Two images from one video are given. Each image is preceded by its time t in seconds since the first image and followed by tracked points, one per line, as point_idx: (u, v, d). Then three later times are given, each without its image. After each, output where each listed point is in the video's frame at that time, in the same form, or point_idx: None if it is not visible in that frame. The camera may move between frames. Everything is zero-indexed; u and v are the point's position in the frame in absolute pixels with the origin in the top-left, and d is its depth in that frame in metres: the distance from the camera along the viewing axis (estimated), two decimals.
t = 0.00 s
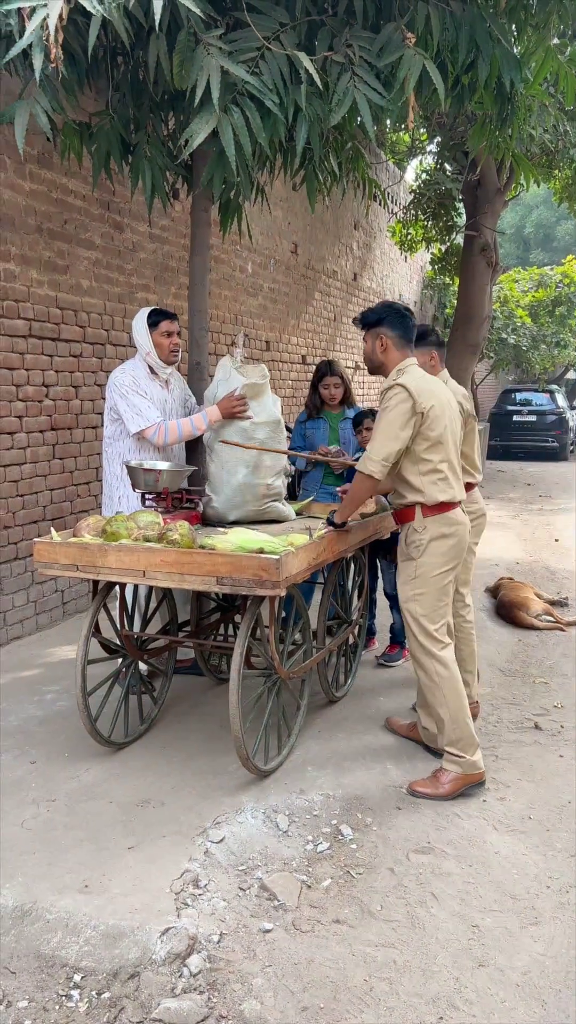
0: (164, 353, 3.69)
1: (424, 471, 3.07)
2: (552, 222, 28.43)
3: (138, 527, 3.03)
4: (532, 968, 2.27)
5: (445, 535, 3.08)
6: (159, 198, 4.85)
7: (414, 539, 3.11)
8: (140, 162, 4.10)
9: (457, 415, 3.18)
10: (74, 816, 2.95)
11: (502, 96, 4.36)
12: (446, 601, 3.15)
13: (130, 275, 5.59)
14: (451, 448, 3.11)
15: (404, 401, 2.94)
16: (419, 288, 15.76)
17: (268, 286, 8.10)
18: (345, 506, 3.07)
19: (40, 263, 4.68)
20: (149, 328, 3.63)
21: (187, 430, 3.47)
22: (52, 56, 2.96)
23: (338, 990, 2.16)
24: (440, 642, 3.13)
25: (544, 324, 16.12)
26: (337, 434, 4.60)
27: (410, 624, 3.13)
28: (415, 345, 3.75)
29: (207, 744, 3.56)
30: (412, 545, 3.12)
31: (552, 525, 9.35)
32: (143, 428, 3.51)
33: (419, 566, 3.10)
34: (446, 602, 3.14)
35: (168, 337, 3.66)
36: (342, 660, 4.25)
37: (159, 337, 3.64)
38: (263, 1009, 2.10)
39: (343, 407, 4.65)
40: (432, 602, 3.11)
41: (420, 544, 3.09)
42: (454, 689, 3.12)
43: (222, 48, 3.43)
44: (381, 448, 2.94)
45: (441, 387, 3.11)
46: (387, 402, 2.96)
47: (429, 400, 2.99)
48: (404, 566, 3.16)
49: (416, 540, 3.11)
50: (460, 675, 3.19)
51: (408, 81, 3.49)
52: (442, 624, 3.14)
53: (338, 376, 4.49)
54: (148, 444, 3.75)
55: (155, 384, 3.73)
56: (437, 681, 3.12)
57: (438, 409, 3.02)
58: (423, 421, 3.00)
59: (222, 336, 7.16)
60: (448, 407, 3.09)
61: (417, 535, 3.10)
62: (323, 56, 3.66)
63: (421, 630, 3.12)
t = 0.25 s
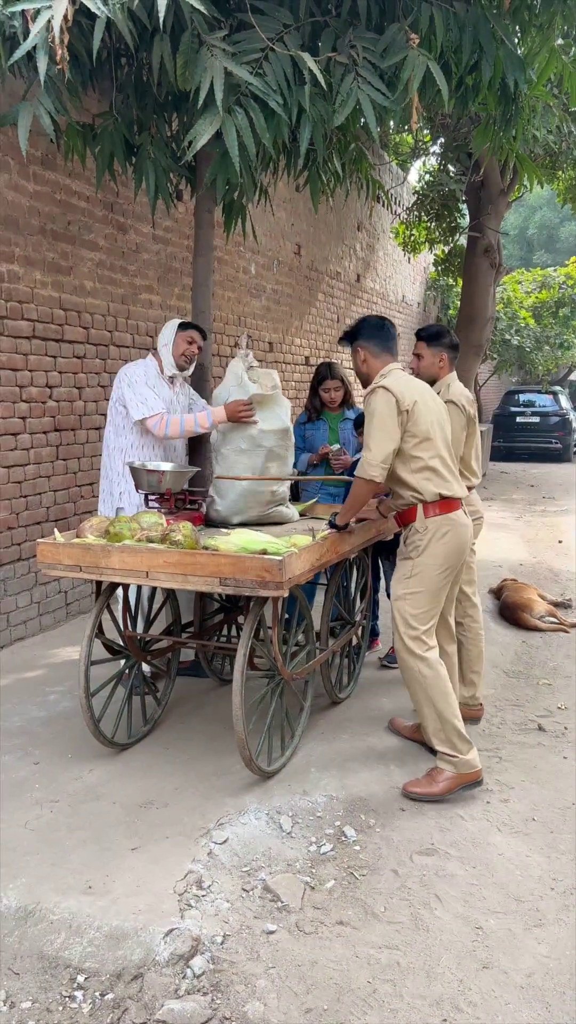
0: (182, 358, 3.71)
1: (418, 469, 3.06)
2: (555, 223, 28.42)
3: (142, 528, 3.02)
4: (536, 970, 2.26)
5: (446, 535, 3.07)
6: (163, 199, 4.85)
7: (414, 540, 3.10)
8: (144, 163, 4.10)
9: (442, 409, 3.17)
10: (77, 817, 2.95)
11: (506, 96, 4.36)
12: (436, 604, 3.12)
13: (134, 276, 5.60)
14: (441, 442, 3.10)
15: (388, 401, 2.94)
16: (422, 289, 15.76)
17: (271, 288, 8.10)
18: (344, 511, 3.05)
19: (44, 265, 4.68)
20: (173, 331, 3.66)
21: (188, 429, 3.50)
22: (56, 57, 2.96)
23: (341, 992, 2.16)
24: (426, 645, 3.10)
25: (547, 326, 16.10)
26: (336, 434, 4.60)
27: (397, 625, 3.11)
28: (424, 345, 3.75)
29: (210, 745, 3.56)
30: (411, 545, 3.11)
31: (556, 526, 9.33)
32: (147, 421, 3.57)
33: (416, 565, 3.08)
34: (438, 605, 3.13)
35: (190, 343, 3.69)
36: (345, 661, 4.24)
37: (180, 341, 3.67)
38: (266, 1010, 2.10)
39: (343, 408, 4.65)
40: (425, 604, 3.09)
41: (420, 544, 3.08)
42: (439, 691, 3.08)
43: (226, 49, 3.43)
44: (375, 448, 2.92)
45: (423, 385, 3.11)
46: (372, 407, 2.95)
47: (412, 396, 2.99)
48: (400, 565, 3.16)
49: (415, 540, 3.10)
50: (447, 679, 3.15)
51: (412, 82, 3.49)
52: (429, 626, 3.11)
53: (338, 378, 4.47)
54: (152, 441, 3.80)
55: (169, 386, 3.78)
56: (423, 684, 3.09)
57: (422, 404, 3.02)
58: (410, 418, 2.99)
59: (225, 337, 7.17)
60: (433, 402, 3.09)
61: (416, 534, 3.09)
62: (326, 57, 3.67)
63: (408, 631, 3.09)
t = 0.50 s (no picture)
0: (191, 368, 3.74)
1: (414, 475, 3.05)
2: (559, 225, 28.40)
3: (144, 530, 3.02)
4: (540, 972, 2.26)
5: (452, 542, 3.06)
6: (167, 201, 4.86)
7: (420, 548, 3.07)
8: (148, 165, 4.11)
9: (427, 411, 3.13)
10: (80, 820, 2.95)
11: (510, 98, 4.36)
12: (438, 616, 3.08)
13: (137, 278, 5.60)
14: (432, 444, 3.08)
15: (373, 416, 2.90)
16: (425, 291, 15.75)
17: (275, 289, 8.11)
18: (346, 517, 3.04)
19: (48, 266, 4.69)
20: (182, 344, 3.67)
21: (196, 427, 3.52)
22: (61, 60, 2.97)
23: (345, 994, 2.16)
24: (418, 656, 3.07)
25: (551, 327, 16.08)
26: (335, 434, 4.57)
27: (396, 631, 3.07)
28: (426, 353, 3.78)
29: (214, 746, 3.56)
30: (416, 552, 3.08)
31: (560, 528, 9.32)
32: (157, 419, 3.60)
33: (423, 573, 3.04)
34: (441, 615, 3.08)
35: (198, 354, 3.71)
36: (349, 664, 4.23)
37: (190, 354, 3.69)
38: (270, 1013, 2.09)
39: (342, 408, 4.62)
40: (427, 613, 3.05)
41: (426, 551, 3.05)
42: (426, 703, 3.05)
43: (230, 52, 3.43)
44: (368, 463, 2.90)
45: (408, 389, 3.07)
46: (358, 424, 2.91)
47: (397, 407, 2.95)
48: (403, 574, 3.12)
49: (421, 548, 3.07)
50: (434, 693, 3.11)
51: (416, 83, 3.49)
52: (427, 637, 3.08)
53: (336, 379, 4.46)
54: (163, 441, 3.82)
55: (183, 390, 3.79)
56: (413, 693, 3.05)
57: (408, 412, 2.99)
58: (397, 428, 2.96)
59: (228, 339, 7.17)
60: (417, 406, 3.06)
61: (422, 542, 3.06)
62: (330, 59, 3.67)
63: (407, 638, 3.06)
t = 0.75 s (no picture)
0: (197, 376, 3.73)
1: (411, 482, 3.04)
2: (564, 227, 28.39)
3: (143, 533, 3.02)
4: (544, 976, 2.26)
5: (445, 550, 3.05)
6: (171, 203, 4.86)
7: (413, 555, 3.06)
8: (152, 168, 4.12)
9: (427, 417, 3.12)
10: (84, 821, 2.95)
11: (514, 100, 4.36)
12: (430, 624, 3.08)
13: (142, 280, 5.61)
14: (430, 452, 3.07)
15: (371, 422, 2.89)
16: (430, 293, 15.75)
17: (279, 292, 8.11)
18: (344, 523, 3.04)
19: (52, 269, 4.70)
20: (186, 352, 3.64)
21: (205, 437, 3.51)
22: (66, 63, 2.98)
23: (348, 997, 2.15)
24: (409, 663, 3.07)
25: (556, 329, 16.07)
26: (333, 436, 4.59)
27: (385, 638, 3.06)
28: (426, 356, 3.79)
29: (217, 749, 3.56)
30: (409, 559, 3.08)
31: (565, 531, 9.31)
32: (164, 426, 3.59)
33: (415, 582, 3.03)
34: (432, 623, 3.08)
35: (203, 362, 3.69)
36: (351, 667, 4.23)
37: (195, 361, 3.67)
38: (273, 1015, 2.09)
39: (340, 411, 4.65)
40: (418, 621, 3.04)
41: (419, 559, 3.04)
42: (419, 710, 3.05)
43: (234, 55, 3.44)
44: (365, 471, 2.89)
45: (406, 394, 3.06)
46: (357, 430, 2.90)
47: (395, 414, 2.94)
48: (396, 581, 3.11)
49: (414, 555, 3.06)
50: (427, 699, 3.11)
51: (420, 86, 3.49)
52: (418, 644, 3.07)
53: (334, 382, 4.49)
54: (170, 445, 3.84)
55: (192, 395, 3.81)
56: (405, 700, 3.05)
57: (406, 419, 2.98)
58: (395, 435, 2.95)
59: (232, 341, 7.18)
60: (415, 412, 3.04)
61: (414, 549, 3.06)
62: (334, 62, 3.67)
63: (398, 646, 3.05)
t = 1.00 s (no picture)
0: (202, 390, 3.69)
1: (415, 487, 3.04)
2: (568, 229, 28.37)
3: (140, 536, 3.02)
4: (547, 980, 2.25)
5: (441, 551, 3.05)
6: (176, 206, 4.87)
7: (409, 555, 3.07)
8: (157, 171, 4.13)
9: (441, 424, 3.10)
10: (88, 823, 2.96)
11: (518, 103, 4.36)
12: (426, 624, 3.09)
13: (146, 282, 5.62)
14: (438, 458, 3.05)
15: (380, 424, 2.89)
16: (434, 294, 15.75)
17: (283, 294, 8.12)
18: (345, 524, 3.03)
19: (57, 271, 4.71)
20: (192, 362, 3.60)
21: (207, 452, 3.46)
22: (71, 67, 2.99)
23: (351, 1000, 2.15)
24: (408, 662, 3.06)
25: (560, 331, 16.05)
26: (331, 438, 4.58)
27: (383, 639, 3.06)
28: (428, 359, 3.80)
29: (221, 751, 3.56)
30: (405, 561, 3.08)
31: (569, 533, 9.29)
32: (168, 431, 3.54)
33: (409, 582, 3.04)
34: (428, 623, 3.08)
35: (207, 375, 3.65)
36: (352, 670, 4.21)
37: (200, 374, 3.63)
38: (276, 1017, 2.09)
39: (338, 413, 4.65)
40: (415, 621, 3.05)
41: (414, 560, 3.06)
42: (420, 710, 3.04)
43: (239, 58, 3.45)
44: (369, 471, 2.88)
45: (420, 398, 3.04)
46: (367, 429, 2.90)
47: (406, 418, 2.93)
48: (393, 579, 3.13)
49: (410, 556, 3.07)
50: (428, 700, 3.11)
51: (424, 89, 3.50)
52: (416, 643, 3.08)
53: (332, 384, 4.50)
54: (170, 450, 3.81)
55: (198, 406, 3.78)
56: (405, 701, 3.04)
57: (416, 423, 2.96)
58: (404, 439, 2.95)
59: (236, 343, 7.19)
60: (428, 417, 3.02)
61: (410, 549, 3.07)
62: (339, 65, 3.68)
63: (395, 646, 3.05)
